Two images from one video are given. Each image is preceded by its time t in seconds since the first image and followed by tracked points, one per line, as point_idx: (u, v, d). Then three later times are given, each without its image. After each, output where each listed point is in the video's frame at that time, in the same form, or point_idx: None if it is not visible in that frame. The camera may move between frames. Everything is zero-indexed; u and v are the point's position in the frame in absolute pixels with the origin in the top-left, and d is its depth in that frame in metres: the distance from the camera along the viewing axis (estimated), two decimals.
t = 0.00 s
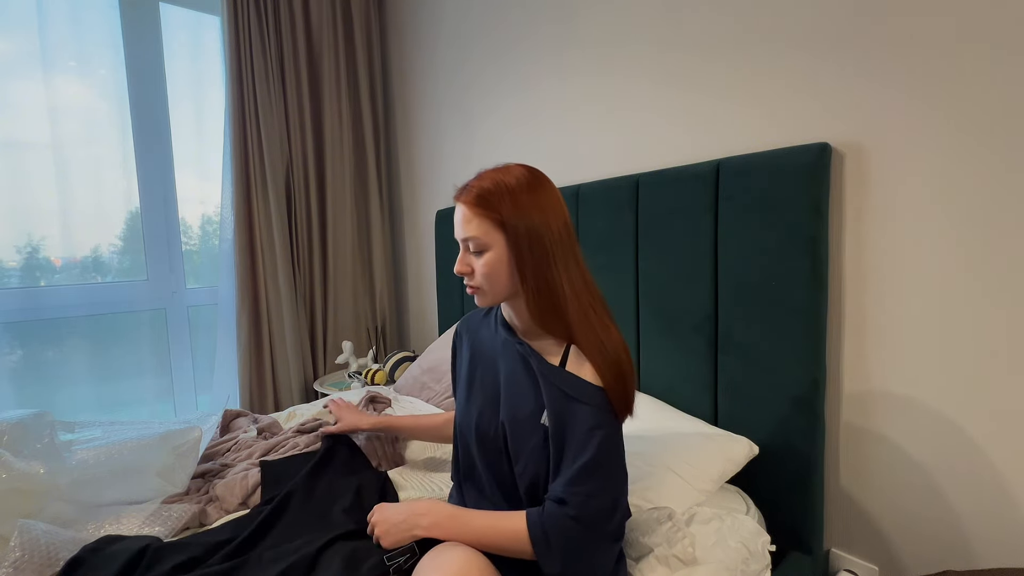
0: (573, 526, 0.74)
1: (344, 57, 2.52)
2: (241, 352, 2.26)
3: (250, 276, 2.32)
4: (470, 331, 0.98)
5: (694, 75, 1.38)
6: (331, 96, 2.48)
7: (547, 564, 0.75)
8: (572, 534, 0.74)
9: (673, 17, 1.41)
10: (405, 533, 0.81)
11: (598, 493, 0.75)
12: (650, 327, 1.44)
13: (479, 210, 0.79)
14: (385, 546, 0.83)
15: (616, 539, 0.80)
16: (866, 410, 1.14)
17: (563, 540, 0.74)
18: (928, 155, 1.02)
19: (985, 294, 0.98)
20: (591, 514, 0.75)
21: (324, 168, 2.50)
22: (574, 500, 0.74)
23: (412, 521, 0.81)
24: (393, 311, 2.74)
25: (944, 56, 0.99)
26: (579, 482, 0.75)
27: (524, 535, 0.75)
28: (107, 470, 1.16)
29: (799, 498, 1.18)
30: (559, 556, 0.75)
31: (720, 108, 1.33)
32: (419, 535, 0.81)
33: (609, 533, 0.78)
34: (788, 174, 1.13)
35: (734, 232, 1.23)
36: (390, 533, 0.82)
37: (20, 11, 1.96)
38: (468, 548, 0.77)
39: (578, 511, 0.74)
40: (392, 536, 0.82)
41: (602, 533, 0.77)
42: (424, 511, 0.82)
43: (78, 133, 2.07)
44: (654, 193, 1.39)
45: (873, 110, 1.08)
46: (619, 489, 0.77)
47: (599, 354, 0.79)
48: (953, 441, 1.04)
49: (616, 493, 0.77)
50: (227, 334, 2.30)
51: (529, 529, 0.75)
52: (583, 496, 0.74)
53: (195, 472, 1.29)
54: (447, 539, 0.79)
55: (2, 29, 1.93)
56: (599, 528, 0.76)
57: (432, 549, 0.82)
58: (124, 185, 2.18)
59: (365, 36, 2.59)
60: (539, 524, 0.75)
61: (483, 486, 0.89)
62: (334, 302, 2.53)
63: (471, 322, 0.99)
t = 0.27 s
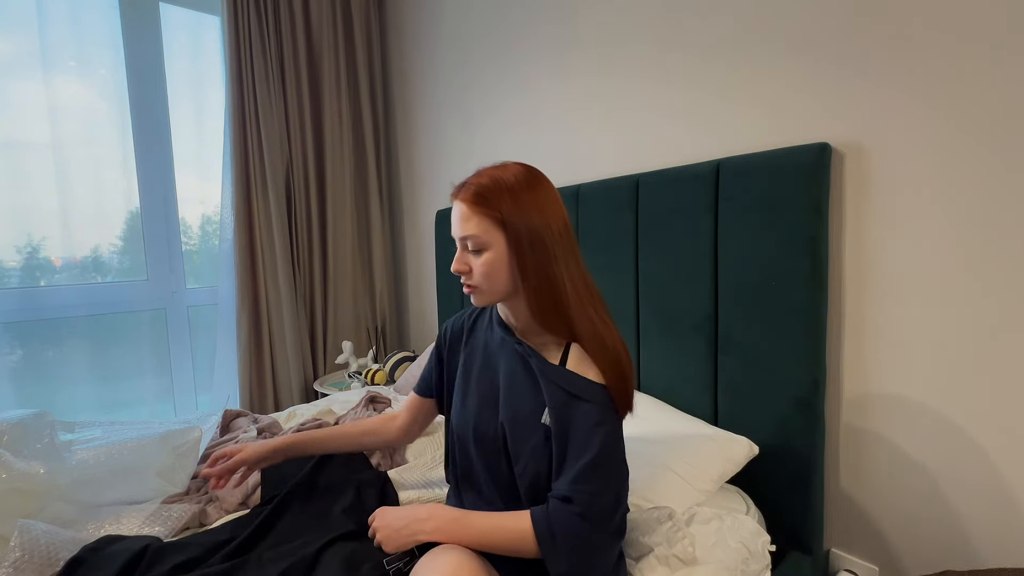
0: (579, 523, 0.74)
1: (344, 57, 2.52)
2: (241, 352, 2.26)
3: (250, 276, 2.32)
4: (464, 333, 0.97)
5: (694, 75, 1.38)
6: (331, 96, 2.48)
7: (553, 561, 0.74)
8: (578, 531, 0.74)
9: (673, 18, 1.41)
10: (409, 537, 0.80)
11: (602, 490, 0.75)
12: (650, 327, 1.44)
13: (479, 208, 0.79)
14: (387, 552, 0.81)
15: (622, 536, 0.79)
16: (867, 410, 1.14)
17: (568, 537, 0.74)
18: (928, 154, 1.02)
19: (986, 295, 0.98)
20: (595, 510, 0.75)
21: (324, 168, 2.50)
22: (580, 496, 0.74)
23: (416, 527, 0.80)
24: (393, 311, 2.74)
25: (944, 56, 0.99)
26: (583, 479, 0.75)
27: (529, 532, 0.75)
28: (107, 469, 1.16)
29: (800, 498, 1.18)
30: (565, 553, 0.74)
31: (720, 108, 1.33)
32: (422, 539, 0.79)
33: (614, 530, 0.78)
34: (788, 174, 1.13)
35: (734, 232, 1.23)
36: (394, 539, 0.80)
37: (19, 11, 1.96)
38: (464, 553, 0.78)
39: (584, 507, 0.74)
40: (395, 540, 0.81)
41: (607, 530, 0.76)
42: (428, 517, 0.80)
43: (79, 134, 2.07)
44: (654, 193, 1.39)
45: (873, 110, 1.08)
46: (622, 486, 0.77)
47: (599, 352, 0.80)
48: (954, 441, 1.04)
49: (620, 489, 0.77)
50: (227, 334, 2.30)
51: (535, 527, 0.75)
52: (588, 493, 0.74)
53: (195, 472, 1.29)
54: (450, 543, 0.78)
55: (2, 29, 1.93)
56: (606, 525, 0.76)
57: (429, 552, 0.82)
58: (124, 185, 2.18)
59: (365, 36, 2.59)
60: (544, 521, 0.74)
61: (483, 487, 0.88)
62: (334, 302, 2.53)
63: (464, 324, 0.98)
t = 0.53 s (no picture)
0: (586, 519, 0.75)
1: (344, 57, 2.52)
2: (241, 352, 2.26)
3: (250, 276, 2.32)
4: (450, 335, 0.96)
5: (694, 75, 1.38)
6: (331, 96, 2.48)
7: (563, 561, 0.75)
8: (586, 527, 0.75)
9: (673, 18, 1.42)
10: (415, 549, 0.79)
11: (607, 485, 0.76)
12: (650, 327, 1.44)
13: (477, 204, 0.79)
14: (395, 563, 0.82)
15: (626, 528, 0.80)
16: (867, 410, 1.14)
17: (576, 535, 0.74)
18: (928, 155, 1.02)
19: (986, 295, 0.98)
20: (601, 505, 0.76)
21: (324, 168, 2.50)
22: (586, 493, 0.75)
23: (421, 538, 0.79)
24: (393, 311, 2.74)
25: (944, 57, 1.00)
26: (588, 476, 0.75)
27: (537, 532, 0.75)
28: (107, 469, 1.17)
29: (800, 498, 1.18)
30: (574, 551, 0.75)
31: (720, 108, 1.33)
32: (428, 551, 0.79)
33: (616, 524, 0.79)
34: (789, 174, 1.13)
35: (735, 232, 1.23)
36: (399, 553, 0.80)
37: (19, 10, 1.96)
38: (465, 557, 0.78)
39: (591, 503, 0.75)
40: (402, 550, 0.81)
41: (612, 523, 0.77)
42: (431, 527, 0.80)
43: (79, 133, 2.07)
44: (654, 193, 1.39)
45: (873, 111, 1.08)
46: (625, 478, 0.78)
47: (595, 348, 0.81)
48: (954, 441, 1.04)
49: (624, 483, 0.78)
50: (227, 334, 2.30)
51: (542, 526, 0.75)
52: (594, 489, 0.75)
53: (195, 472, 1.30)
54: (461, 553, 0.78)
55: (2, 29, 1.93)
56: (611, 518, 0.77)
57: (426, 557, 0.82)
58: (124, 185, 2.18)
59: (365, 35, 2.59)
60: (552, 520, 0.75)
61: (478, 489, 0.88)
62: (334, 302, 2.53)
63: (450, 326, 0.97)
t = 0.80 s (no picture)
0: (588, 521, 0.75)
1: (344, 57, 2.52)
2: (241, 352, 2.26)
3: (250, 276, 2.32)
4: (441, 335, 0.96)
5: (694, 75, 1.38)
6: (330, 95, 2.48)
7: (567, 562, 0.75)
8: (588, 528, 0.75)
9: (673, 18, 1.42)
10: (421, 553, 0.78)
11: (606, 485, 0.76)
12: (650, 327, 1.44)
13: (465, 203, 0.79)
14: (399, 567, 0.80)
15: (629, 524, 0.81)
16: (866, 410, 1.15)
17: (580, 537, 0.75)
18: (928, 155, 1.02)
19: (985, 295, 0.98)
20: (603, 505, 0.76)
21: (324, 168, 2.50)
22: (586, 494, 0.75)
23: (431, 541, 0.78)
24: (393, 311, 2.74)
25: (944, 57, 1.00)
26: (587, 477, 0.76)
27: (541, 535, 0.76)
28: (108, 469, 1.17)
29: (800, 498, 1.18)
30: (577, 553, 0.75)
31: (720, 109, 1.33)
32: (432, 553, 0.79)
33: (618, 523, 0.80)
34: (789, 174, 1.13)
35: (735, 232, 1.23)
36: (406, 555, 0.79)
37: (19, 10, 1.96)
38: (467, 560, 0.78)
39: (591, 503, 0.75)
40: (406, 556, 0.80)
41: (614, 523, 0.78)
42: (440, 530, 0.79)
43: (79, 133, 2.07)
44: (654, 193, 1.39)
45: (873, 111, 1.08)
46: (625, 476, 0.79)
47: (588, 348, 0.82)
48: (954, 442, 1.04)
49: (624, 481, 0.79)
50: (227, 334, 2.30)
51: (545, 529, 0.76)
52: (593, 489, 0.76)
53: (195, 472, 1.30)
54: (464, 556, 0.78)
55: (2, 29, 1.93)
56: (613, 517, 0.78)
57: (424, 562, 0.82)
58: (124, 185, 2.18)
59: (364, 35, 2.59)
60: (555, 523, 0.75)
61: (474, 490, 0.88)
62: (334, 302, 2.53)
63: (440, 326, 0.97)
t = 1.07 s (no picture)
0: (589, 516, 0.76)
1: (344, 57, 2.52)
2: (241, 352, 2.26)
3: (250, 276, 2.32)
4: (431, 337, 0.96)
5: (694, 75, 1.38)
6: (330, 95, 2.48)
7: (569, 558, 0.76)
8: (588, 523, 0.76)
9: (673, 18, 1.42)
10: (422, 554, 0.78)
11: (605, 481, 0.77)
12: (650, 327, 1.44)
13: (450, 204, 0.79)
14: (400, 570, 0.79)
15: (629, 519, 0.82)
16: (866, 410, 1.15)
17: (581, 533, 0.76)
18: (928, 155, 1.02)
19: (985, 295, 0.98)
20: (603, 501, 0.77)
21: (324, 168, 2.50)
22: (586, 490, 0.76)
23: (432, 542, 0.78)
24: (393, 311, 2.74)
25: (944, 57, 1.00)
26: (586, 473, 0.76)
27: (542, 533, 0.76)
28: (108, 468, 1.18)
29: (800, 498, 1.18)
30: (579, 549, 0.76)
31: (720, 109, 1.33)
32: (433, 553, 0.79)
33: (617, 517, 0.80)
34: (788, 174, 1.14)
35: (734, 232, 1.23)
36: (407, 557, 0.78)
37: (19, 10, 1.96)
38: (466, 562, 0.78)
39: (591, 498, 0.76)
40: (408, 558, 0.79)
41: (614, 518, 0.79)
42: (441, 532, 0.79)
43: (79, 134, 2.07)
44: (653, 192, 1.39)
45: (873, 111, 1.09)
46: (623, 471, 0.80)
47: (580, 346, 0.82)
48: (953, 441, 1.04)
49: (622, 476, 0.80)
50: (228, 334, 2.30)
51: (546, 526, 0.76)
52: (592, 485, 0.76)
53: (195, 472, 1.30)
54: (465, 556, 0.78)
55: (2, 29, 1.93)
56: (613, 512, 0.79)
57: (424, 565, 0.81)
58: (124, 185, 2.18)
59: (364, 35, 2.59)
60: (555, 519, 0.76)
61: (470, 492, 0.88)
62: (334, 302, 2.53)
63: (430, 327, 0.97)
